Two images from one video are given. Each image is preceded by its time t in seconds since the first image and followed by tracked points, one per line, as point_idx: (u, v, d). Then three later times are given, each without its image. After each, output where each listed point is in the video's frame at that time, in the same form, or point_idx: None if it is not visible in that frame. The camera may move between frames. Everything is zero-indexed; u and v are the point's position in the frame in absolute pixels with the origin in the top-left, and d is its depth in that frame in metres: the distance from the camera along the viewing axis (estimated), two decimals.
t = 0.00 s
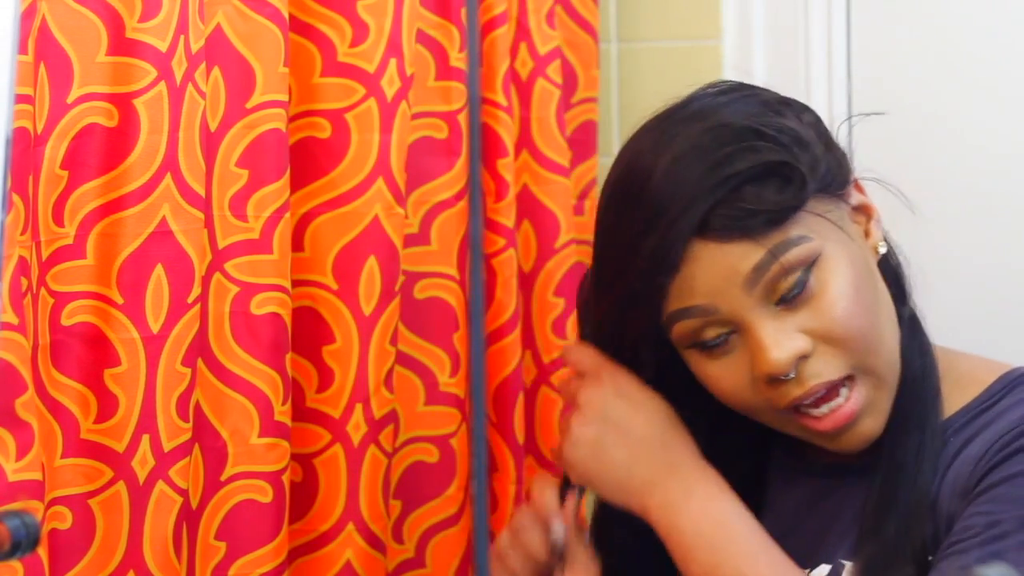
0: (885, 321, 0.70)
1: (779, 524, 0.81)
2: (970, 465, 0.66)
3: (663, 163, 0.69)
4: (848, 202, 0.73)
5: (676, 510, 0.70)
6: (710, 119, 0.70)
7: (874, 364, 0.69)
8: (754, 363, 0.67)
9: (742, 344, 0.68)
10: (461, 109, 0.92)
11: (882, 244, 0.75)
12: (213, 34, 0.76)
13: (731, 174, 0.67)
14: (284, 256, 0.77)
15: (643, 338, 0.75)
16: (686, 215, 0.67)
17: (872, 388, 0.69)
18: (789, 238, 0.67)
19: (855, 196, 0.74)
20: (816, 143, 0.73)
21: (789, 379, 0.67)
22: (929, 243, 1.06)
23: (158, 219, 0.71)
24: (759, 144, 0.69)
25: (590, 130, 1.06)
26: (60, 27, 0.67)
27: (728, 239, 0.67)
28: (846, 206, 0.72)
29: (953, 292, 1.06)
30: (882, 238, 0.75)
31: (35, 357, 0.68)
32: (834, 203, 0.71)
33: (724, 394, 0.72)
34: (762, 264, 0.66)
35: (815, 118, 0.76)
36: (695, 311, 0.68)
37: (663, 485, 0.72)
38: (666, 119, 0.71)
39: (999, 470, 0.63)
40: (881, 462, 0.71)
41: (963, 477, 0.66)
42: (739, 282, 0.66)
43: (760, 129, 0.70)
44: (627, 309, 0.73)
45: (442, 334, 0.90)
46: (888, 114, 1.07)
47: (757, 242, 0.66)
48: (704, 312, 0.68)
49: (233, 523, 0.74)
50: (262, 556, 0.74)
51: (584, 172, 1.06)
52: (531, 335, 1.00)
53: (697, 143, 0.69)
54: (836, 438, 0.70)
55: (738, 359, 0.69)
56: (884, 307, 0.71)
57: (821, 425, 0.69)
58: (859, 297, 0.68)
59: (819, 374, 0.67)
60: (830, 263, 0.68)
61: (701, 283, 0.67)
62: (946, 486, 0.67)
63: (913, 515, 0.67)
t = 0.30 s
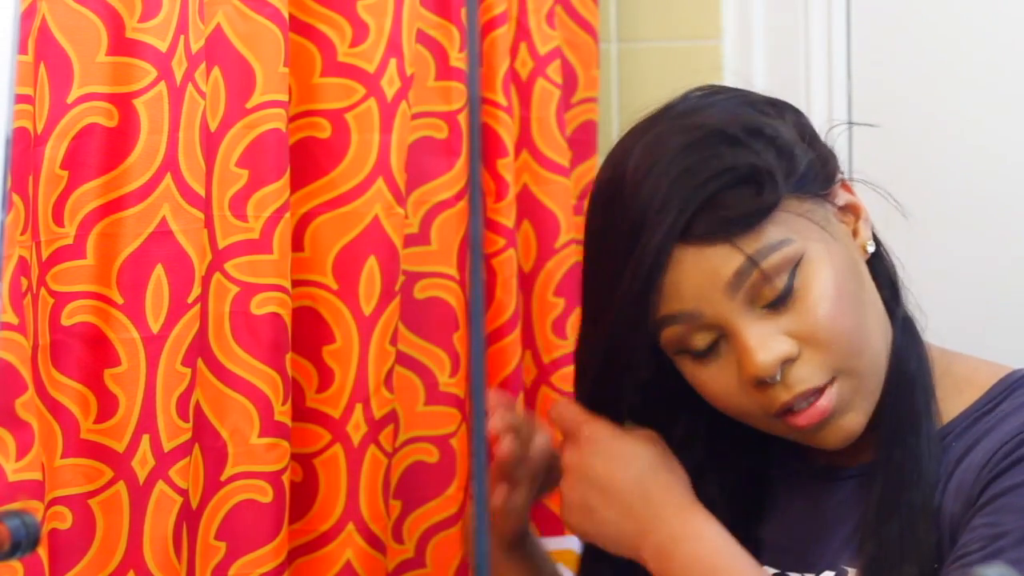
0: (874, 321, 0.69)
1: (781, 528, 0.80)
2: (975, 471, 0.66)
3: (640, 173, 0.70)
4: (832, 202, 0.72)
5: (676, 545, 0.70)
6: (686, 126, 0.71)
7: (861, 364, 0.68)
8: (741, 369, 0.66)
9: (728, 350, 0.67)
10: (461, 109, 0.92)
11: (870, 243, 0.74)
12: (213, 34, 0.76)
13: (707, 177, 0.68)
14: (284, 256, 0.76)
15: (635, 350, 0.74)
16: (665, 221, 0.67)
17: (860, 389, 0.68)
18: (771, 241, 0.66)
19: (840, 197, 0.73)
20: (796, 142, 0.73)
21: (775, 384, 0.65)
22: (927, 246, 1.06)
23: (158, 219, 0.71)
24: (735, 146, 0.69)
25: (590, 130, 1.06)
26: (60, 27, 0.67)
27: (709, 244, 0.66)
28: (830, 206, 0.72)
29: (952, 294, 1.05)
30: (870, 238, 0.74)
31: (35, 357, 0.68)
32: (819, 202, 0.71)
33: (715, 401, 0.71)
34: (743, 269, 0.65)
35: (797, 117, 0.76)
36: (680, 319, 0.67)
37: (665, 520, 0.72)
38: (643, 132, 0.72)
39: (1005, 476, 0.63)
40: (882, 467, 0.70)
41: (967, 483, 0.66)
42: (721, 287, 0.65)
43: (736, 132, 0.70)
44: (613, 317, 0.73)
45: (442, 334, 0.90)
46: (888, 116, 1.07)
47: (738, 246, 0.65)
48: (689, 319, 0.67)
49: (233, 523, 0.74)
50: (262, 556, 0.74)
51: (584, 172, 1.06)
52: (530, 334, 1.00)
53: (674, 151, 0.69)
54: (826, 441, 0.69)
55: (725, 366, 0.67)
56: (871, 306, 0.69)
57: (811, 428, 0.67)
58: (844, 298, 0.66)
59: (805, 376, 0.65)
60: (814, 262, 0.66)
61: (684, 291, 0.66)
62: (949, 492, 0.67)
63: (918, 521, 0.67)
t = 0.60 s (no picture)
0: (866, 346, 0.68)
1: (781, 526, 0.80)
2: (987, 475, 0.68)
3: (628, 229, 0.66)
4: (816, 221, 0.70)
5: None
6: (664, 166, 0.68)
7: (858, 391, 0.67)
8: (739, 414, 0.65)
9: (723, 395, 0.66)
10: (461, 110, 0.92)
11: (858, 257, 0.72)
12: (213, 34, 0.76)
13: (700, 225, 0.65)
14: (284, 256, 0.77)
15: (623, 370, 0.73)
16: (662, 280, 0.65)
17: (857, 416, 0.67)
18: (760, 285, 0.64)
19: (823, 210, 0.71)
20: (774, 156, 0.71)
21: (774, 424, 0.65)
22: (926, 246, 1.06)
23: (158, 219, 0.71)
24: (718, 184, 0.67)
25: (590, 130, 1.06)
26: (60, 27, 0.67)
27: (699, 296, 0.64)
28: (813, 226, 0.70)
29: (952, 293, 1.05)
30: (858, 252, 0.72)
31: (36, 357, 0.68)
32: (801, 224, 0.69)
33: (716, 433, 0.70)
34: (733, 319, 0.63)
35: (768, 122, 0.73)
36: (673, 369, 0.66)
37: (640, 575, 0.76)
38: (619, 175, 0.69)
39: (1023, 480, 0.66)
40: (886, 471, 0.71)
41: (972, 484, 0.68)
42: (713, 338, 0.64)
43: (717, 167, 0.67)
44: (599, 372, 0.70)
45: (442, 334, 0.90)
46: (888, 116, 1.07)
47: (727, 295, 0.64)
48: (685, 369, 0.65)
49: (233, 523, 0.74)
50: (262, 556, 0.74)
51: (584, 172, 1.06)
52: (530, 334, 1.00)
53: (658, 197, 0.66)
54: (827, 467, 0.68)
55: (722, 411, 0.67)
56: (862, 329, 0.68)
57: (810, 460, 0.67)
58: (836, 332, 0.65)
59: (805, 416, 0.65)
60: (804, 298, 0.65)
61: (677, 342, 0.66)
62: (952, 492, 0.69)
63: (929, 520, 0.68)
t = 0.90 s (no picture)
0: (844, 357, 0.70)
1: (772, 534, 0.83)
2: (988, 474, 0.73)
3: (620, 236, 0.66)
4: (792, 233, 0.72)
5: None
6: (653, 179, 0.68)
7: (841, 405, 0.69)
8: (727, 432, 0.67)
9: (710, 411, 0.68)
10: (461, 110, 0.92)
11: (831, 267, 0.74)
12: (213, 33, 0.76)
13: (694, 238, 0.66)
14: (284, 256, 0.77)
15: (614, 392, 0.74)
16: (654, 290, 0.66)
17: (840, 430, 0.70)
18: (744, 303, 0.66)
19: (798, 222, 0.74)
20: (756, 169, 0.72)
21: (761, 441, 0.67)
22: (924, 247, 1.07)
23: (158, 219, 0.71)
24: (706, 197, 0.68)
25: (590, 130, 1.06)
26: (60, 27, 0.67)
27: (685, 316, 0.66)
28: (790, 239, 0.72)
29: (952, 293, 1.06)
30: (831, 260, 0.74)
31: (35, 357, 0.68)
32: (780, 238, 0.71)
33: (700, 452, 0.71)
34: (720, 338, 0.65)
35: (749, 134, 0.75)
36: (661, 389, 0.68)
37: None
38: (607, 181, 0.69)
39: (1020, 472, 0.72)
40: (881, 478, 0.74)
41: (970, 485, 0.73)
42: (701, 358, 0.66)
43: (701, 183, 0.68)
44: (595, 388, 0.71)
45: (442, 333, 0.90)
46: (887, 118, 1.07)
47: (713, 315, 0.66)
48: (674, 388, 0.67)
49: (233, 523, 0.75)
50: (262, 556, 0.75)
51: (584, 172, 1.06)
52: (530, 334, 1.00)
53: (646, 212, 0.67)
54: (813, 481, 0.71)
55: (710, 428, 0.68)
56: (841, 342, 0.70)
57: (797, 473, 0.69)
58: (818, 348, 0.67)
59: (792, 432, 0.67)
60: (787, 315, 0.67)
61: (663, 364, 0.67)
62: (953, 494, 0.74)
63: (938, 523, 0.72)
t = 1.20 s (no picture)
0: (833, 349, 0.71)
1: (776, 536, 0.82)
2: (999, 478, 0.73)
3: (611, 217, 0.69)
4: (780, 226, 0.74)
5: None
6: (641, 165, 0.71)
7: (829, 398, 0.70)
8: (712, 420, 0.68)
9: (697, 400, 0.69)
10: (461, 110, 0.92)
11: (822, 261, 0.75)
12: (213, 34, 0.76)
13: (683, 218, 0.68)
14: (284, 256, 0.77)
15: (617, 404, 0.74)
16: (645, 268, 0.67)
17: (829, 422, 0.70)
18: (728, 291, 0.68)
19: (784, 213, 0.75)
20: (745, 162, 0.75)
21: (746, 430, 0.68)
22: (923, 247, 1.07)
23: (158, 219, 0.71)
24: (695, 181, 0.70)
25: (590, 130, 1.06)
26: (60, 27, 0.67)
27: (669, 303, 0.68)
28: (779, 231, 0.73)
29: (953, 293, 1.06)
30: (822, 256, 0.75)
31: (36, 357, 0.68)
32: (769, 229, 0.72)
33: (690, 442, 0.73)
34: (702, 325, 0.67)
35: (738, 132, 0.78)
36: (648, 378, 0.69)
37: None
38: (600, 169, 0.72)
39: None
40: (889, 477, 0.74)
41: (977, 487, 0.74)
42: (684, 344, 0.67)
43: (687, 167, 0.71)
44: (590, 382, 0.73)
45: (442, 333, 0.90)
46: (887, 118, 1.07)
47: (696, 302, 0.67)
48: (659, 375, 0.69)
49: (233, 523, 0.75)
50: (262, 556, 0.75)
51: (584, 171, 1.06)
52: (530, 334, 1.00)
53: (633, 196, 0.69)
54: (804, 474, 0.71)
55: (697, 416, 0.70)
56: (829, 335, 0.71)
57: (785, 464, 0.70)
58: (804, 339, 0.68)
59: (775, 420, 0.68)
60: (771, 305, 0.68)
61: (649, 352, 0.69)
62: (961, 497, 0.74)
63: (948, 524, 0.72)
